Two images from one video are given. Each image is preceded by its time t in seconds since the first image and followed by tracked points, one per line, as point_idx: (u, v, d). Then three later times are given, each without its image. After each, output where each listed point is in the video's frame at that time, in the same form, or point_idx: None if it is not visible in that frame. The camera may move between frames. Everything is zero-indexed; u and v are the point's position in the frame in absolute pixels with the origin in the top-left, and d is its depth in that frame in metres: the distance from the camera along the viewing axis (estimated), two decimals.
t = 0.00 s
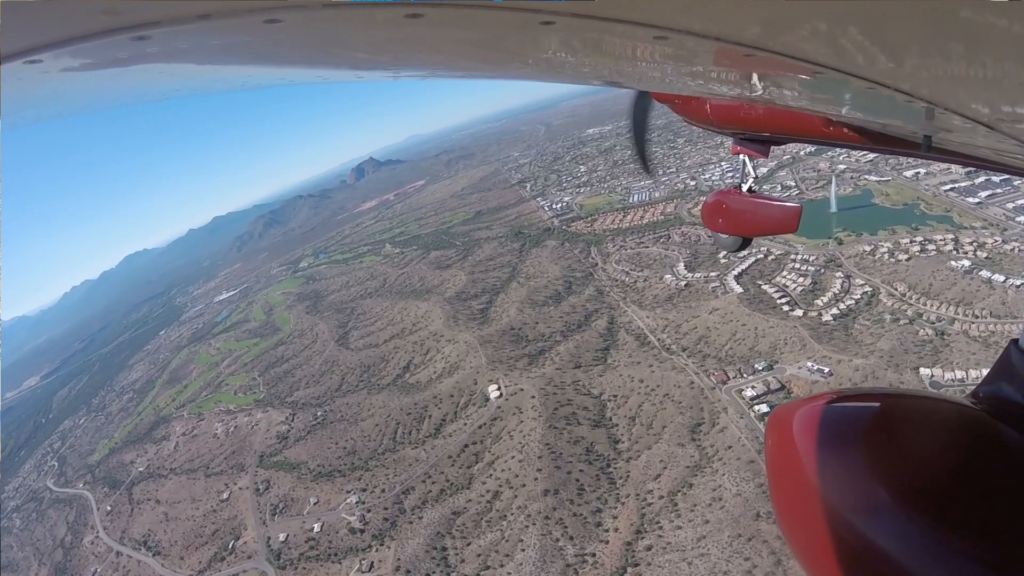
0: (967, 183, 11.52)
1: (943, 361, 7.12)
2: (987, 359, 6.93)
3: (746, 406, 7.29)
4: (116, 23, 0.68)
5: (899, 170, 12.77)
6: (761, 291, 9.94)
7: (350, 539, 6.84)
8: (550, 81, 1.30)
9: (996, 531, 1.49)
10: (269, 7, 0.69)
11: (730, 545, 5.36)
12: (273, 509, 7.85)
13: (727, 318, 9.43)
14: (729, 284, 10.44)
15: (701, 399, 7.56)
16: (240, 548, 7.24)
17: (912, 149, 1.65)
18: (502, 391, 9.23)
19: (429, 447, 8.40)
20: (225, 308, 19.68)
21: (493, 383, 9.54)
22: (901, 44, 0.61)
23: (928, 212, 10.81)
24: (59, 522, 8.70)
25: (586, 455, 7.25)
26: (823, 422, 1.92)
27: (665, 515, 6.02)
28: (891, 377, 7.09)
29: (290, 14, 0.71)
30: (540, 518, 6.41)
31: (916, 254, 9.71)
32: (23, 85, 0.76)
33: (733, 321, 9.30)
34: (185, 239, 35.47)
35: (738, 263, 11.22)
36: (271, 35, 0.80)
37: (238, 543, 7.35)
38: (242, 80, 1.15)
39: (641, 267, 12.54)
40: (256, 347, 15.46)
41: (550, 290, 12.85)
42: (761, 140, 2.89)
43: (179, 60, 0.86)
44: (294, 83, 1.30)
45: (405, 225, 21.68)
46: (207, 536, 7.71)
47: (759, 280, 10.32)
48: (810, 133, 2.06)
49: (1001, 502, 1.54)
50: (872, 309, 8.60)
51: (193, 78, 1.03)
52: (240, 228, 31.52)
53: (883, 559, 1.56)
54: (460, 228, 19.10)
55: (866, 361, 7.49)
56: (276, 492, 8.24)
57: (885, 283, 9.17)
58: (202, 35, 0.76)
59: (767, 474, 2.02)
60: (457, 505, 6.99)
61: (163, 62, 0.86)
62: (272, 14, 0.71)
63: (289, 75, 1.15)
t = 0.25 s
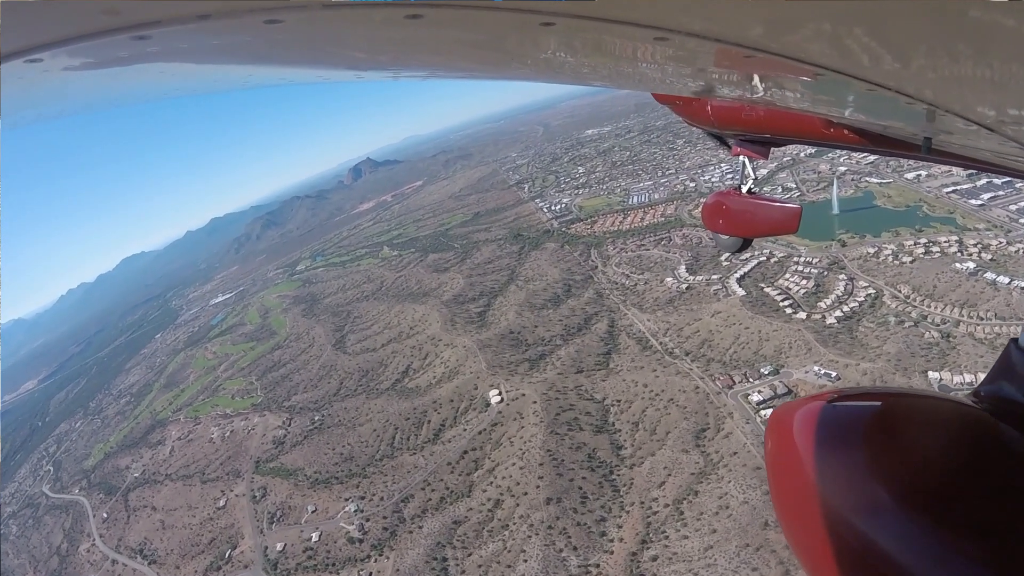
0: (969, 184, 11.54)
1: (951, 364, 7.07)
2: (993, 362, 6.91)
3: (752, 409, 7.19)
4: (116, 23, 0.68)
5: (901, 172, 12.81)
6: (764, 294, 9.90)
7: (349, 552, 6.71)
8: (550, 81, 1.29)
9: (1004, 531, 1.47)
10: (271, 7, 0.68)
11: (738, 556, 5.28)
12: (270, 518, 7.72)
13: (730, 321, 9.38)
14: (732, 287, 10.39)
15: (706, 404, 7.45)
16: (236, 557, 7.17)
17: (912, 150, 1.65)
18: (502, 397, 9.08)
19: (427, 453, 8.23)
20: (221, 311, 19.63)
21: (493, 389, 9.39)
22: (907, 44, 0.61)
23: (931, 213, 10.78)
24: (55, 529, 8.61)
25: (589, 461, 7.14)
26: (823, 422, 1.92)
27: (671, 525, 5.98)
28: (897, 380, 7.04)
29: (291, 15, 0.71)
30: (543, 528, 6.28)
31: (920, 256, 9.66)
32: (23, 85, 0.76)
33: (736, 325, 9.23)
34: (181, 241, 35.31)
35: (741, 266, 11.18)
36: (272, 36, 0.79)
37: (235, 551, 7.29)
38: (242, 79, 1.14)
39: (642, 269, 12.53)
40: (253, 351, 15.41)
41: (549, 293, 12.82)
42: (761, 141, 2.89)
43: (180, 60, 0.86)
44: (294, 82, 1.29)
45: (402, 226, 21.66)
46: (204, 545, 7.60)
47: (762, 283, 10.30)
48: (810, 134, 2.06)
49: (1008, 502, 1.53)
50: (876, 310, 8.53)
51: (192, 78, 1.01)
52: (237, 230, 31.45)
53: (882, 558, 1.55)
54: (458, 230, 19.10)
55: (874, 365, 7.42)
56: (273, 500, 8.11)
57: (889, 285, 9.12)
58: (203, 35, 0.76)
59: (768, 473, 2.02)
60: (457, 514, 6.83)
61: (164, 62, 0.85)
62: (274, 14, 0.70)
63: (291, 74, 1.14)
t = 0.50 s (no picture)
0: (971, 184, 11.55)
1: (957, 368, 7.00)
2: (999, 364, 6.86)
3: (756, 416, 7.17)
4: (114, 23, 0.66)
5: (902, 172, 12.84)
6: (768, 295, 9.87)
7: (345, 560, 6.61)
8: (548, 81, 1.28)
9: (1009, 529, 1.46)
10: (271, 7, 0.67)
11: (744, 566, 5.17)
12: (266, 524, 7.66)
13: (734, 324, 9.36)
14: (735, 289, 10.36)
15: (710, 410, 7.43)
16: (230, 565, 7.06)
17: (913, 150, 1.64)
18: (502, 402, 9.04)
19: (427, 459, 8.17)
20: (218, 313, 19.59)
21: (493, 394, 9.35)
22: (912, 43, 0.60)
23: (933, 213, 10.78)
24: (49, 535, 8.56)
25: (591, 467, 7.09)
26: (823, 421, 1.91)
27: (674, 533, 5.85)
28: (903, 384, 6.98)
29: (292, 15, 0.69)
30: (545, 539, 6.19)
31: (924, 257, 9.64)
32: (21, 86, 0.74)
33: (739, 327, 9.19)
34: (178, 242, 35.23)
35: (743, 267, 11.15)
36: (271, 37, 0.78)
37: (229, 559, 7.17)
38: (240, 80, 1.13)
39: (642, 270, 12.52)
40: (249, 354, 15.37)
41: (549, 294, 12.80)
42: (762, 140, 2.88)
43: (181, 61, 0.85)
44: (293, 82, 1.27)
45: (400, 227, 21.63)
46: (198, 551, 7.50)
47: (764, 283, 10.28)
48: (810, 133, 2.05)
49: (1011, 500, 1.51)
50: (881, 312, 8.48)
51: (191, 78, 1.00)
52: (234, 231, 31.38)
53: (882, 560, 1.54)
54: (455, 230, 19.10)
55: (881, 369, 7.35)
56: (267, 506, 8.01)
57: (893, 286, 9.07)
58: (203, 34, 0.74)
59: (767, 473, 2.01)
60: (457, 524, 6.77)
61: (164, 63, 0.84)
62: (273, 14, 0.69)
63: (289, 74, 1.13)
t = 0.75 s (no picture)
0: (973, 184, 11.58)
1: (965, 374, 6.96)
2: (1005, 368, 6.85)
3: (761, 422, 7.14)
4: (115, 24, 0.65)
5: (904, 172, 12.88)
6: (770, 298, 9.86)
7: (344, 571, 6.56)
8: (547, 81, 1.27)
9: (1011, 532, 1.45)
10: (272, 7, 0.66)
11: None
12: (261, 534, 7.65)
13: (737, 327, 9.35)
14: (737, 291, 10.35)
15: (714, 417, 7.36)
16: None
17: (913, 149, 1.64)
18: (501, 407, 8.99)
19: (424, 469, 8.10)
20: (214, 313, 19.53)
21: (491, 399, 9.30)
22: (918, 41, 0.60)
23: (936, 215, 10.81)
24: (45, 544, 8.55)
25: (593, 476, 7.06)
26: (823, 422, 1.91)
27: (680, 546, 5.82)
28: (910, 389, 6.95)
29: (294, 16, 0.68)
30: (546, 551, 6.13)
31: (928, 259, 9.61)
32: (21, 87, 0.73)
33: (743, 331, 9.17)
34: (174, 241, 35.12)
35: (746, 268, 11.16)
36: (273, 36, 0.77)
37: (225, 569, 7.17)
38: (240, 80, 1.11)
39: (643, 272, 12.53)
40: (244, 356, 15.32)
41: (549, 296, 12.79)
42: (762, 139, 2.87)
43: (182, 61, 0.83)
44: (293, 83, 1.26)
45: (397, 227, 21.59)
46: (192, 561, 7.48)
47: (767, 285, 10.29)
48: (810, 133, 2.04)
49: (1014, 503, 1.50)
50: (886, 316, 8.49)
51: (191, 79, 0.99)
52: (231, 231, 31.30)
53: (883, 561, 1.54)
54: (453, 231, 19.09)
55: (887, 375, 7.32)
56: (263, 515, 7.98)
57: (898, 289, 9.06)
58: (204, 36, 0.73)
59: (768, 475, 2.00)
60: (456, 535, 6.70)
61: (164, 64, 0.82)
62: (275, 15, 0.68)
63: (290, 75, 1.11)
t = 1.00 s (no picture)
0: (974, 184, 11.61)
1: (972, 379, 6.84)
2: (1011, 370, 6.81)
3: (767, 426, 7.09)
4: (115, 24, 0.64)
5: (906, 172, 12.94)
6: (774, 301, 9.87)
7: None
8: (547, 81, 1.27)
9: (1007, 530, 1.45)
10: (272, 6, 0.65)
11: None
12: (257, 541, 7.58)
13: (741, 331, 9.34)
14: (740, 295, 10.39)
15: (720, 422, 7.29)
16: None
17: (913, 149, 1.63)
18: (502, 413, 8.94)
19: (423, 475, 8.05)
20: (211, 317, 19.50)
21: (492, 404, 9.25)
22: (922, 40, 0.59)
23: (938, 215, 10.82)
24: (39, 547, 8.47)
25: (596, 483, 6.97)
26: (823, 421, 1.91)
27: (685, 554, 5.66)
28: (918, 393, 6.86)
29: (294, 14, 0.67)
30: (547, 559, 5.98)
31: (931, 260, 9.58)
32: (20, 86, 0.72)
33: (746, 335, 9.16)
34: (171, 244, 35.11)
35: (749, 271, 11.19)
36: (272, 36, 0.76)
37: None
38: (240, 80, 1.11)
39: (645, 275, 12.54)
40: (240, 360, 15.29)
41: (548, 300, 12.78)
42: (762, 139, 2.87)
43: (182, 60, 0.83)
44: (294, 83, 1.25)
45: (395, 229, 21.58)
46: (186, 569, 7.40)
47: (771, 288, 10.30)
48: (809, 133, 2.04)
49: (1012, 500, 1.50)
50: (891, 318, 8.48)
51: (191, 79, 0.98)
52: (228, 234, 31.29)
53: (881, 559, 1.53)
54: (451, 233, 19.10)
55: (895, 380, 7.17)
56: (260, 523, 7.91)
57: (902, 292, 9.08)
58: (204, 34, 0.72)
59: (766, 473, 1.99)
60: (457, 544, 6.54)
61: (164, 63, 0.82)
62: (273, 14, 0.67)
63: (289, 75, 1.10)
